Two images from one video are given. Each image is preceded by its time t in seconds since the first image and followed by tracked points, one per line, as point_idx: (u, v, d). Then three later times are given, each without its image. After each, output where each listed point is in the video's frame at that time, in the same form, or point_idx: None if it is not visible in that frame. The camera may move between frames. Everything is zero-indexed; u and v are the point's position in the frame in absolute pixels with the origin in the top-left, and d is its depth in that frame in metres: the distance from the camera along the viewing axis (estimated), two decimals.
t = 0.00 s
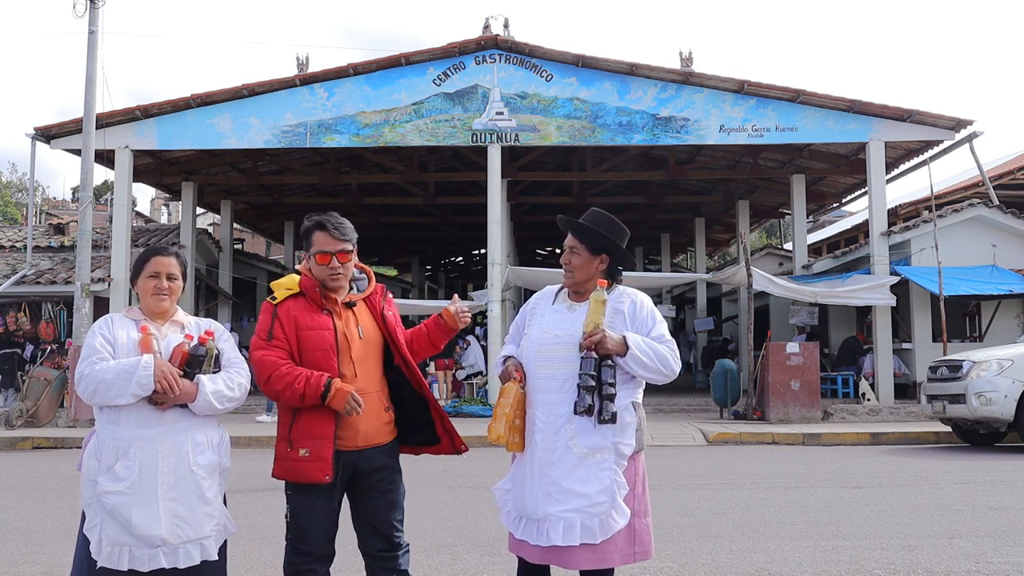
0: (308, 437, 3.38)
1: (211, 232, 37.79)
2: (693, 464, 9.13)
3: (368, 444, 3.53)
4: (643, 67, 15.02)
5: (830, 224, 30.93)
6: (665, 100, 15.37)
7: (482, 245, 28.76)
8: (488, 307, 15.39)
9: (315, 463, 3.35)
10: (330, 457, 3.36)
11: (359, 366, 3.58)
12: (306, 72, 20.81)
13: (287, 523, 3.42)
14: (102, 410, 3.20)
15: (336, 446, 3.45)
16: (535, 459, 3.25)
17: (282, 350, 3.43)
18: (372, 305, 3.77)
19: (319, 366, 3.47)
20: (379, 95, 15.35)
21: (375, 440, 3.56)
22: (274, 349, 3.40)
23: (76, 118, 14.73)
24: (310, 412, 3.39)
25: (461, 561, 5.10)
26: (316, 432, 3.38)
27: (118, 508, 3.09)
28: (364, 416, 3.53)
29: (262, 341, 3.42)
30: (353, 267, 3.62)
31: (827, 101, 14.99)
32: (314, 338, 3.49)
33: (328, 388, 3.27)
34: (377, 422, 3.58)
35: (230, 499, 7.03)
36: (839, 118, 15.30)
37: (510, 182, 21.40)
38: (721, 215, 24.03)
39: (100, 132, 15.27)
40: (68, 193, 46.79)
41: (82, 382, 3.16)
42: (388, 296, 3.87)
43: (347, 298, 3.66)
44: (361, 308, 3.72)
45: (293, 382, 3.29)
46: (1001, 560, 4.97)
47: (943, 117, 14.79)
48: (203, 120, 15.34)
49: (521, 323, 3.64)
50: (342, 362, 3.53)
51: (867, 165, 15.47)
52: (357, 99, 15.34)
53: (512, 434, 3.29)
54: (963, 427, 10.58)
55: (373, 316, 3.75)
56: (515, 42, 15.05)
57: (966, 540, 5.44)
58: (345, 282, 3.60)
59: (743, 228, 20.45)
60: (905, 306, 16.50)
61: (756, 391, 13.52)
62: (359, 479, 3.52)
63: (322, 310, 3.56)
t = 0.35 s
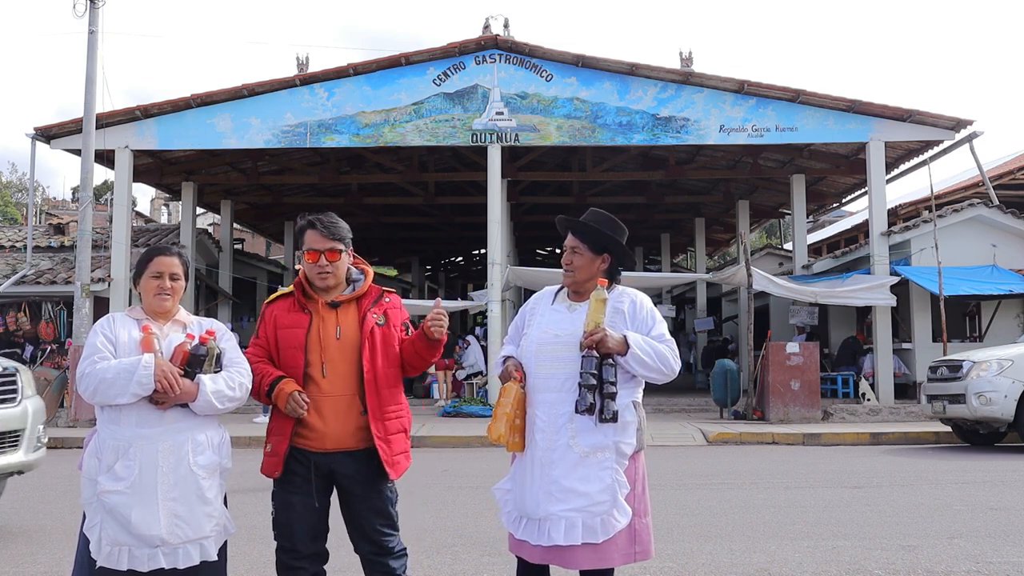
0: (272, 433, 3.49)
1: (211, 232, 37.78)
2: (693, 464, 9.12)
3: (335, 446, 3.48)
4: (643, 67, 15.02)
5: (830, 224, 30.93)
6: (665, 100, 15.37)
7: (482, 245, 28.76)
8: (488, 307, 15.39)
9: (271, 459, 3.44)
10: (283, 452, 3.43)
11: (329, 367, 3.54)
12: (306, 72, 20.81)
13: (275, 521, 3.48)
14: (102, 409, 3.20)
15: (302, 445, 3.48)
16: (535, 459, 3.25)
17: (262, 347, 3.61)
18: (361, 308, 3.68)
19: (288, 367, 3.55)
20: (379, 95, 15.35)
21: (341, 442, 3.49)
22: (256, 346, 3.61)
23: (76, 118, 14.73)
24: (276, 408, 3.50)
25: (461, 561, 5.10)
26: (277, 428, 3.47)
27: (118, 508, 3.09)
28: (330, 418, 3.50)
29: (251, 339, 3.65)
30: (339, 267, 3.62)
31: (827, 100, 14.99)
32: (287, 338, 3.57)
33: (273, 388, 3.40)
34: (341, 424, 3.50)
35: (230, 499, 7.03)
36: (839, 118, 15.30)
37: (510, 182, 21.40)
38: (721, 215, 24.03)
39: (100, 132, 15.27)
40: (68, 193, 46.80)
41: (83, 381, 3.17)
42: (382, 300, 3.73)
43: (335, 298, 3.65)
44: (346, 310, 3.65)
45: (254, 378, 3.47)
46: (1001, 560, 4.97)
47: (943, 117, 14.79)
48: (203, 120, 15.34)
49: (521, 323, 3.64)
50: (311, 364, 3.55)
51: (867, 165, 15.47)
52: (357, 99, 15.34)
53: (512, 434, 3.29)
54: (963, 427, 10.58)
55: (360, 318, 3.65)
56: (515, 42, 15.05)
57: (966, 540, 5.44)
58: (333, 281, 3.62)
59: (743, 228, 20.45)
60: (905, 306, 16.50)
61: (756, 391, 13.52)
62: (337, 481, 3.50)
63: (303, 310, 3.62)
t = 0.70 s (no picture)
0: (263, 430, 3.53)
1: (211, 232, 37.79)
2: (693, 464, 9.12)
3: (320, 445, 3.47)
4: (643, 67, 15.02)
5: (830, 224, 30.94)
6: (665, 100, 15.37)
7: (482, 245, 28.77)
8: (488, 307, 15.39)
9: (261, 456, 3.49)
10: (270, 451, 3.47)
11: (316, 368, 3.53)
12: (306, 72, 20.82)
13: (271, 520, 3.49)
14: (105, 410, 3.20)
15: (291, 444, 3.49)
16: (535, 459, 3.25)
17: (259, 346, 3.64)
18: (352, 308, 3.62)
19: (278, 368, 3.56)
20: (379, 95, 15.35)
21: (327, 443, 3.47)
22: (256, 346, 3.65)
23: (76, 118, 14.73)
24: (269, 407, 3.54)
25: (461, 561, 5.09)
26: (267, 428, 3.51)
27: (120, 508, 3.10)
28: (316, 417, 3.49)
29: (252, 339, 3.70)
30: (331, 266, 3.57)
31: (827, 100, 14.99)
32: (280, 338, 3.59)
33: (258, 389, 3.45)
34: (326, 424, 3.48)
35: (230, 499, 7.03)
36: (839, 118, 15.30)
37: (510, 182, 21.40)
38: (721, 215, 24.03)
39: (100, 132, 15.27)
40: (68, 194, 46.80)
41: (86, 382, 3.17)
42: (375, 301, 3.65)
43: (329, 299, 3.61)
44: (338, 312, 3.62)
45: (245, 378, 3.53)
46: (1001, 560, 4.97)
47: (943, 117, 14.79)
48: (203, 120, 15.34)
49: (520, 324, 3.63)
50: (300, 364, 3.55)
51: (867, 165, 15.47)
52: (357, 99, 15.34)
53: (513, 434, 3.28)
54: (963, 427, 10.58)
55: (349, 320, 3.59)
56: (515, 42, 15.05)
57: (966, 540, 5.44)
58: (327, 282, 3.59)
59: (743, 228, 20.45)
60: (905, 306, 16.50)
61: (756, 391, 13.53)
62: (327, 480, 3.49)
63: (296, 311, 3.63)
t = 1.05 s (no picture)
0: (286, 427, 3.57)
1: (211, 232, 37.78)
2: (693, 464, 9.12)
3: (333, 444, 3.46)
4: (643, 67, 15.02)
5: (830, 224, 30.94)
6: (665, 100, 15.37)
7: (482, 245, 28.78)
8: (488, 307, 15.39)
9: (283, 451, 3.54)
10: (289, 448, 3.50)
11: (333, 369, 3.52)
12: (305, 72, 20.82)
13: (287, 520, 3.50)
14: (108, 411, 3.18)
15: (308, 441, 3.51)
16: (537, 459, 3.25)
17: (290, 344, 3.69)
18: (371, 311, 3.57)
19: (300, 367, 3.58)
20: (379, 95, 15.35)
21: (341, 443, 3.46)
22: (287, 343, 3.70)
23: (76, 118, 14.73)
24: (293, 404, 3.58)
25: (461, 561, 5.09)
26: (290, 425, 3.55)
27: (127, 509, 3.09)
28: (332, 418, 3.48)
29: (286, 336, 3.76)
30: (342, 268, 3.53)
31: (827, 100, 14.98)
32: (303, 338, 3.60)
33: (278, 385, 3.49)
34: (340, 425, 3.48)
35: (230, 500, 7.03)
36: (839, 118, 15.30)
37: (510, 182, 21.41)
38: (721, 215, 24.03)
39: (100, 132, 15.26)
40: (67, 193, 46.81)
41: (89, 383, 3.12)
42: (394, 305, 3.58)
43: (349, 301, 3.58)
44: (359, 313, 3.58)
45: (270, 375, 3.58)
46: (1001, 560, 4.97)
47: (943, 117, 14.79)
48: (203, 120, 15.34)
49: (520, 324, 3.63)
50: (320, 364, 3.55)
51: (867, 165, 15.47)
52: (357, 99, 15.34)
53: (513, 434, 3.28)
54: (963, 427, 10.58)
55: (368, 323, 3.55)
56: (515, 42, 15.05)
57: (966, 540, 5.44)
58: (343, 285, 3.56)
59: (743, 228, 20.45)
60: (905, 306, 16.50)
61: (756, 391, 13.53)
62: (340, 480, 3.48)
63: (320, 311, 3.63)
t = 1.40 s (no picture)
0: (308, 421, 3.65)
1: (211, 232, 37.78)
2: (693, 464, 9.12)
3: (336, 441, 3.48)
4: (643, 67, 15.02)
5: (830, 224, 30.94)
6: (665, 100, 15.37)
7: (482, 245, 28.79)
8: (488, 307, 15.39)
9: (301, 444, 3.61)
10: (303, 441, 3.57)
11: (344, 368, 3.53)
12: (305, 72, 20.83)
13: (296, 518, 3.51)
14: (110, 411, 3.15)
15: (319, 437, 3.55)
16: (537, 459, 3.25)
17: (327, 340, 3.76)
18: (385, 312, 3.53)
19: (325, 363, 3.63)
20: (379, 95, 15.34)
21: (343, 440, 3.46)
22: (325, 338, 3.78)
23: (76, 118, 14.73)
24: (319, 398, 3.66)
25: (461, 561, 5.09)
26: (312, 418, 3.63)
27: (133, 509, 3.08)
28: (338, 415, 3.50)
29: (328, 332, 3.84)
30: (365, 269, 3.50)
31: (827, 100, 14.98)
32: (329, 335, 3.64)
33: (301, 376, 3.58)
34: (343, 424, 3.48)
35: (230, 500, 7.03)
36: (839, 118, 15.30)
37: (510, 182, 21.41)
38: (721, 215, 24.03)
39: (100, 132, 15.26)
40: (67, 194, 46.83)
41: (93, 384, 3.09)
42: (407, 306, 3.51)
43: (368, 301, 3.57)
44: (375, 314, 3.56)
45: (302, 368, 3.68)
46: (1001, 560, 4.97)
47: (943, 117, 14.78)
48: (203, 120, 15.34)
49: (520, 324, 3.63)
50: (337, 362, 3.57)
51: (867, 165, 15.46)
52: (357, 99, 15.34)
53: (513, 434, 3.28)
54: (964, 427, 10.58)
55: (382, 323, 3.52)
56: (515, 42, 15.05)
57: (966, 540, 5.44)
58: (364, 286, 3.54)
59: (743, 228, 20.45)
60: (906, 306, 16.51)
61: (756, 391, 13.53)
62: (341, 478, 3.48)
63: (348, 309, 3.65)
